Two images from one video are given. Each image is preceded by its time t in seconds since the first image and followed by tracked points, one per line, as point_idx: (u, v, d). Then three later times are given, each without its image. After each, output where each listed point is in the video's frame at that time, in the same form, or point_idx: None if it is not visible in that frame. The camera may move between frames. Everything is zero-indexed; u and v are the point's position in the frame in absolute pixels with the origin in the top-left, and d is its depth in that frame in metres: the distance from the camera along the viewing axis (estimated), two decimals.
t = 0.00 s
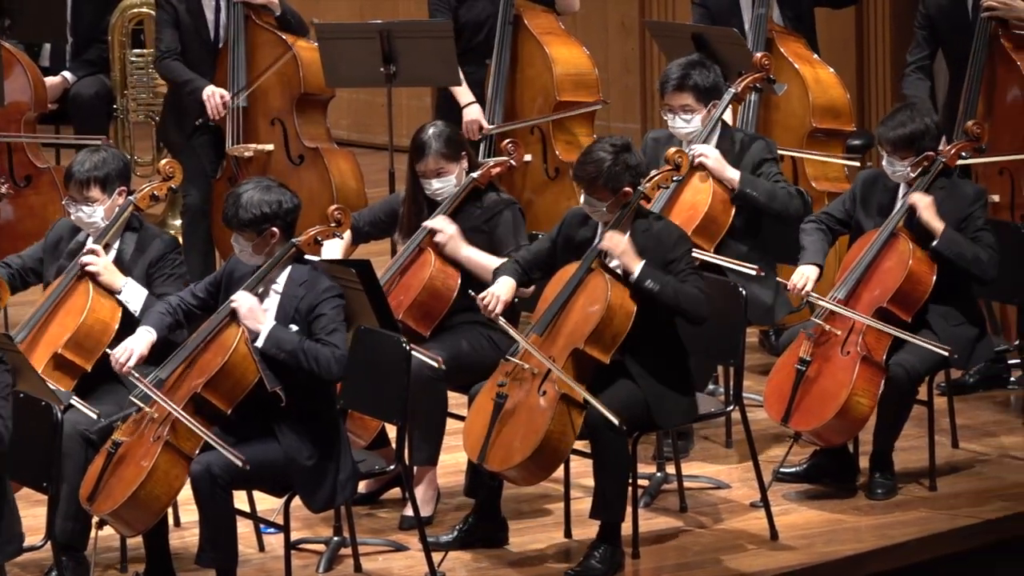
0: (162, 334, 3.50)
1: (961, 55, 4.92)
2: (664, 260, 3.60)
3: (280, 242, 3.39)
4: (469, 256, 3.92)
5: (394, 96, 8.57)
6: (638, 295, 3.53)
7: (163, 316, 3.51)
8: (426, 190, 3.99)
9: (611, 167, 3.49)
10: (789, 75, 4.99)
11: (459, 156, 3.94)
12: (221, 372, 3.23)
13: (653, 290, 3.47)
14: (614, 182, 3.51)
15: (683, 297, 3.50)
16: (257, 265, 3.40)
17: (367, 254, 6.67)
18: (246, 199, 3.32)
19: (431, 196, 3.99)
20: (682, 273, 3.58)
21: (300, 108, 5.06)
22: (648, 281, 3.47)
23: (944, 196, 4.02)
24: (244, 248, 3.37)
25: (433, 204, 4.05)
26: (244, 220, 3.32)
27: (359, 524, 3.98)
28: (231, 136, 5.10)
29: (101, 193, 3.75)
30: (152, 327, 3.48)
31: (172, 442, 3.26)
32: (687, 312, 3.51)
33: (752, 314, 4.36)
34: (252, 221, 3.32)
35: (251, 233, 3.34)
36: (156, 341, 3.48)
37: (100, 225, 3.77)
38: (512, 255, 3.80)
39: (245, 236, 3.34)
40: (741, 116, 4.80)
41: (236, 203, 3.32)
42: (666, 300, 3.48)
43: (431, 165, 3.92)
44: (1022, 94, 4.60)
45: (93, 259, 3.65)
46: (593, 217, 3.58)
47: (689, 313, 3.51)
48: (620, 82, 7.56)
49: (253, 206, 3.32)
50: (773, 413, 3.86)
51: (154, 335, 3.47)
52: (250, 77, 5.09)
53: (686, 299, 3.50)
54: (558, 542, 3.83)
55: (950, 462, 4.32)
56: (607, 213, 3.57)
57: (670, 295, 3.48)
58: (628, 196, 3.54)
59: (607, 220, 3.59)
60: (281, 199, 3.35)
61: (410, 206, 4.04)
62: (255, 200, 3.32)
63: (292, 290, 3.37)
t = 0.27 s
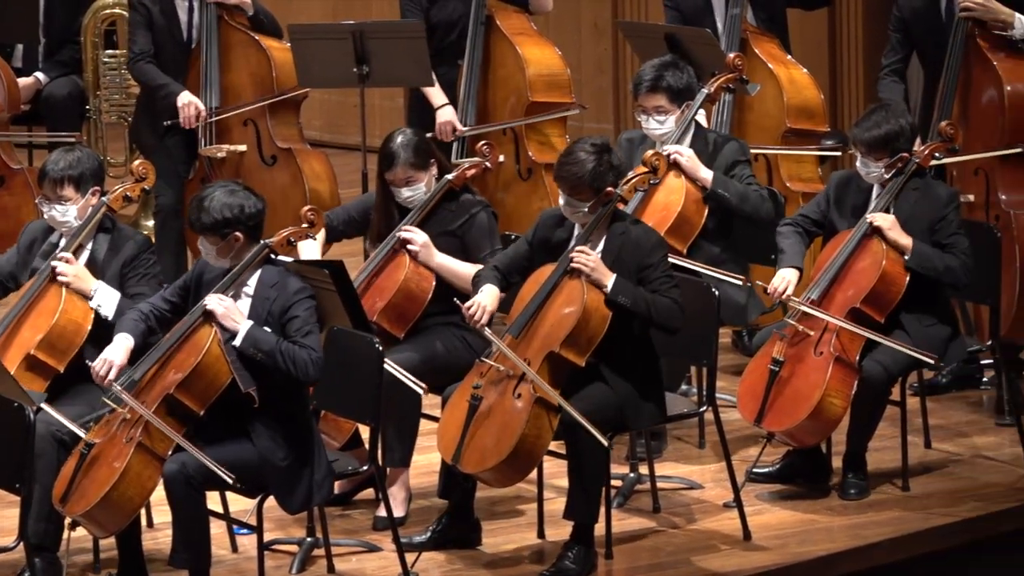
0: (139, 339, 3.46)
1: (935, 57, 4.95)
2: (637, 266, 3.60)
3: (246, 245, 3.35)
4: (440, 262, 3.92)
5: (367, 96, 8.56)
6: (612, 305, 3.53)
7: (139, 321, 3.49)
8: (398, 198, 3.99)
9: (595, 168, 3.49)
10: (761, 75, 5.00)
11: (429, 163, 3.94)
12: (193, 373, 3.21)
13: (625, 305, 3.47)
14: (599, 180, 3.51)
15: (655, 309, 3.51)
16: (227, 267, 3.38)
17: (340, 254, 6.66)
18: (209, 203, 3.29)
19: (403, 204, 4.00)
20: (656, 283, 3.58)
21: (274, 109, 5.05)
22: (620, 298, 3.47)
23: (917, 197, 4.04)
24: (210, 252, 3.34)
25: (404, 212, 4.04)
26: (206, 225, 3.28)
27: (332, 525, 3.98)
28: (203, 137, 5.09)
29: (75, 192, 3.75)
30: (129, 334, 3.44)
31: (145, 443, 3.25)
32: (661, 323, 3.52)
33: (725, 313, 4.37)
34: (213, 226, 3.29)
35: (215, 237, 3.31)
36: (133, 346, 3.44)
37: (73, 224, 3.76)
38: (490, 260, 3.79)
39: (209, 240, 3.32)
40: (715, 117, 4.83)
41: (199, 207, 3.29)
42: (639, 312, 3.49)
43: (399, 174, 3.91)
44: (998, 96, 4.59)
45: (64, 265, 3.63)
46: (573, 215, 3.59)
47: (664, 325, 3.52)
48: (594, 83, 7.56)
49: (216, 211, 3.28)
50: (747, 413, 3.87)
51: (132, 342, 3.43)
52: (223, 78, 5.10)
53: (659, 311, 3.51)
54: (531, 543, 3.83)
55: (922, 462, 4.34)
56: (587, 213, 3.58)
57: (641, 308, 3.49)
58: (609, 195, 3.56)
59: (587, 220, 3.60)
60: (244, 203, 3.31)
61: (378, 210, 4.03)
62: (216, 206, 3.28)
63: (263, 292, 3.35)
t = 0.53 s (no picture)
0: (119, 338, 3.45)
1: (919, 59, 4.96)
2: (626, 269, 3.59)
3: (227, 249, 3.35)
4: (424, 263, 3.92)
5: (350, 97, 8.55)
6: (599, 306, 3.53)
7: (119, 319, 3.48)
8: (381, 200, 3.99)
9: (589, 168, 3.50)
10: (744, 76, 5.01)
11: (410, 164, 3.93)
12: (176, 375, 3.20)
13: (613, 309, 3.46)
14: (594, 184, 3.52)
15: (642, 313, 3.49)
16: (211, 269, 3.38)
17: (322, 256, 6.66)
18: (188, 207, 3.29)
19: (385, 205, 4.00)
20: (644, 287, 3.57)
21: (257, 110, 5.04)
22: (608, 300, 3.46)
23: (901, 198, 4.04)
24: (192, 257, 3.34)
25: (386, 211, 4.03)
26: (185, 229, 3.29)
27: (315, 527, 3.97)
28: (186, 138, 5.08)
29: (58, 192, 3.74)
30: (109, 332, 3.43)
31: (128, 445, 3.23)
32: (649, 328, 3.51)
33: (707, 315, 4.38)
34: (192, 231, 3.29)
35: (194, 242, 3.30)
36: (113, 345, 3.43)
37: (56, 225, 3.75)
38: (477, 266, 3.78)
39: (187, 245, 3.31)
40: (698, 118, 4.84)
41: (178, 211, 3.30)
42: (628, 316, 3.47)
43: (382, 175, 3.91)
44: (981, 98, 4.59)
45: (49, 264, 3.63)
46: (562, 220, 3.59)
47: (652, 330, 3.51)
48: (577, 84, 7.57)
49: (195, 215, 3.29)
50: (730, 414, 3.88)
51: (112, 340, 3.43)
52: (206, 79, 5.09)
53: (646, 315, 3.50)
54: (514, 544, 3.83)
55: (905, 463, 4.35)
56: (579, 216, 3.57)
57: (629, 313, 3.47)
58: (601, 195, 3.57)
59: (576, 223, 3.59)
60: (224, 208, 3.31)
61: (359, 208, 4.02)
62: (194, 211, 3.28)
63: (246, 293, 3.35)
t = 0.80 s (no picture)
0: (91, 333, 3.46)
1: (896, 61, 4.97)
2: (605, 269, 3.58)
3: (203, 252, 3.32)
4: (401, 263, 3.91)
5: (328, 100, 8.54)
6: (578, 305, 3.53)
7: (93, 313, 3.50)
8: (358, 195, 3.98)
9: (569, 167, 3.50)
10: (721, 78, 5.02)
11: (390, 160, 3.94)
12: (153, 378, 3.19)
13: (592, 307, 3.45)
14: (572, 182, 3.51)
15: (622, 313, 3.49)
16: (187, 272, 3.35)
17: (300, 258, 6.65)
18: (164, 213, 3.26)
19: (362, 200, 3.99)
20: (622, 287, 3.57)
21: (235, 112, 5.03)
22: (587, 298, 3.45)
23: (878, 200, 4.06)
24: (169, 260, 3.31)
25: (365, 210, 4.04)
26: (162, 235, 3.25)
27: (293, 529, 3.96)
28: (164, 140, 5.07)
29: (36, 194, 3.72)
30: (80, 327, 3.45)
31: (106, 448, 3.23)
32: (629, 327, 3.51)
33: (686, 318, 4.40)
34: (169, 237, 3.26)
35: (171, 247, 3.27)
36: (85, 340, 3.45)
37: (34, 226, 3.74)
38: (448, 260, 3.78)
39: (164, 250, 3.28)
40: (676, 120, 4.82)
41: (155, 217, 3.26)
42: (607, 316, 3.47)
43: (360, 169, 3.91)
44: (957, 101, 4.60)
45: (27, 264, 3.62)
46: (539, 220, 3.58)
47: (631, 329, 3.51)
48: (555, 86, 7.57)
49: (171, 220, 3.25)
50: (708, 416, 3.89)
51: (83, 335, 3.44)
52: (184, 81, 5.08)
53: (628, 315, 3.49)
54: (493, 546, 3.83)
55: (883, 465, 4.37)
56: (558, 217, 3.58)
57: (609, 311, 3.47)
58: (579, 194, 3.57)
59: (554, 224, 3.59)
60: (200, 212, 3.28)
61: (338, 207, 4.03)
62: (170, 217, 3.24)
63: (223, 296, 3.33)
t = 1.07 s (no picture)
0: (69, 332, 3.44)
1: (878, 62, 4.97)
2: (582, 268, 3.58)
3: (188, 256, 3.31)
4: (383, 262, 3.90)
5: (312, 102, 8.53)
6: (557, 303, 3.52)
7: (71, 310, 3.47)
8: (340, 189, 3.98)
9: (543, 159, 3.51)
10: (705, 81, 5.02)
11: (377, 156, 3.94)
12: (138, 380, 3.18)
13: (570, 305, 3.46)
14: (543, 175, 3.52)
15: (599, 310, 3.48)
16: (170, 276, 3.34)
17: (283, 261, 6.64)
18: (148, 216, 3.25)
19: (344, 195, 3.98)
20: (601, 285, 3.57)
21: (219, 115, 5.02)
22: (565, 296, 3.45)
23: (862, 202, 4.06)
24: (152, 264, 3.30)
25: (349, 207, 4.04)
26: (146, 238, 3.25)
27: (278, 532, 3.96)
28: (148, 142, 5.06)
29: (19, 198, 3.71)
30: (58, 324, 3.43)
31: (90, 450, 3.22)
32: (605, 323, 3.50)
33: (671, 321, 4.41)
34: (154, 240, 3.25)
35: (156, 250, 3.27)
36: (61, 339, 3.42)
37: (18, 229, 3.72)
38: (429, 260, 3.78)
39: (149, 253, 3.28)
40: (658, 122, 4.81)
41: (139, 221, 3.26)
42: (584, 313, 3.47)
43: (345, 161, 3.90)
44: (938, 104, 4.62)
45: (8, 270, 3.62)
46: (516, 218, 3.58)
47: (608, 325, 3.50)
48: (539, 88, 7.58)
49: (155, 224, 3.25)
50: (692, 418, 3.90)
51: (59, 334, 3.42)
52: (167, 83, 5.07)
53: (605, 313, 3.49)
54: (477, 549, 3.83)
55: (868, 467, 4.38)
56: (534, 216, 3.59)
57: (587, 309, 3.47)
58: (555, 191, 3.55)
59: (533, 223, 3.59)
60: (184, 215, 3.27)
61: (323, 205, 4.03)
62: (155, 220, 3.24)
63: (207, 298, 3.32)
